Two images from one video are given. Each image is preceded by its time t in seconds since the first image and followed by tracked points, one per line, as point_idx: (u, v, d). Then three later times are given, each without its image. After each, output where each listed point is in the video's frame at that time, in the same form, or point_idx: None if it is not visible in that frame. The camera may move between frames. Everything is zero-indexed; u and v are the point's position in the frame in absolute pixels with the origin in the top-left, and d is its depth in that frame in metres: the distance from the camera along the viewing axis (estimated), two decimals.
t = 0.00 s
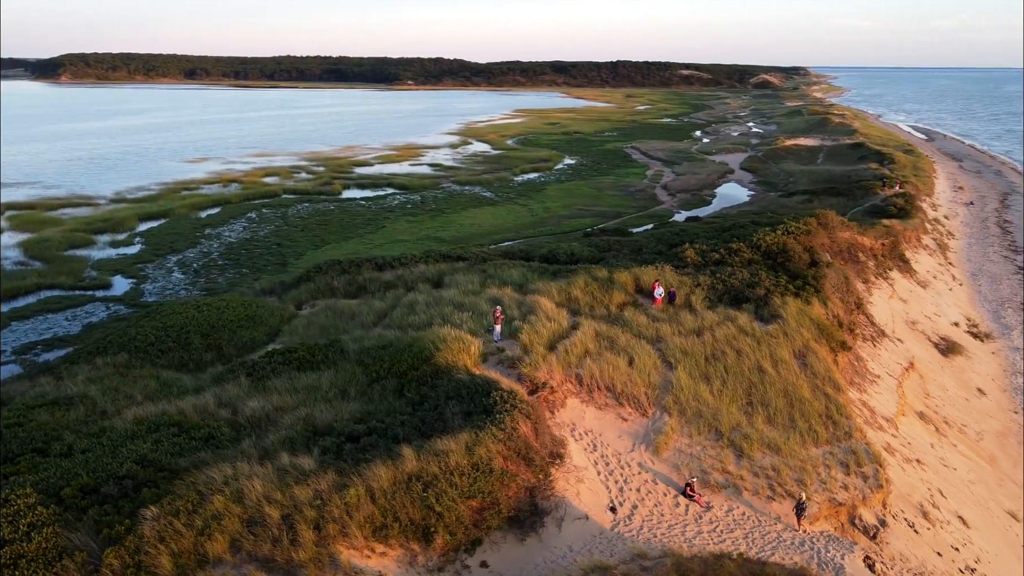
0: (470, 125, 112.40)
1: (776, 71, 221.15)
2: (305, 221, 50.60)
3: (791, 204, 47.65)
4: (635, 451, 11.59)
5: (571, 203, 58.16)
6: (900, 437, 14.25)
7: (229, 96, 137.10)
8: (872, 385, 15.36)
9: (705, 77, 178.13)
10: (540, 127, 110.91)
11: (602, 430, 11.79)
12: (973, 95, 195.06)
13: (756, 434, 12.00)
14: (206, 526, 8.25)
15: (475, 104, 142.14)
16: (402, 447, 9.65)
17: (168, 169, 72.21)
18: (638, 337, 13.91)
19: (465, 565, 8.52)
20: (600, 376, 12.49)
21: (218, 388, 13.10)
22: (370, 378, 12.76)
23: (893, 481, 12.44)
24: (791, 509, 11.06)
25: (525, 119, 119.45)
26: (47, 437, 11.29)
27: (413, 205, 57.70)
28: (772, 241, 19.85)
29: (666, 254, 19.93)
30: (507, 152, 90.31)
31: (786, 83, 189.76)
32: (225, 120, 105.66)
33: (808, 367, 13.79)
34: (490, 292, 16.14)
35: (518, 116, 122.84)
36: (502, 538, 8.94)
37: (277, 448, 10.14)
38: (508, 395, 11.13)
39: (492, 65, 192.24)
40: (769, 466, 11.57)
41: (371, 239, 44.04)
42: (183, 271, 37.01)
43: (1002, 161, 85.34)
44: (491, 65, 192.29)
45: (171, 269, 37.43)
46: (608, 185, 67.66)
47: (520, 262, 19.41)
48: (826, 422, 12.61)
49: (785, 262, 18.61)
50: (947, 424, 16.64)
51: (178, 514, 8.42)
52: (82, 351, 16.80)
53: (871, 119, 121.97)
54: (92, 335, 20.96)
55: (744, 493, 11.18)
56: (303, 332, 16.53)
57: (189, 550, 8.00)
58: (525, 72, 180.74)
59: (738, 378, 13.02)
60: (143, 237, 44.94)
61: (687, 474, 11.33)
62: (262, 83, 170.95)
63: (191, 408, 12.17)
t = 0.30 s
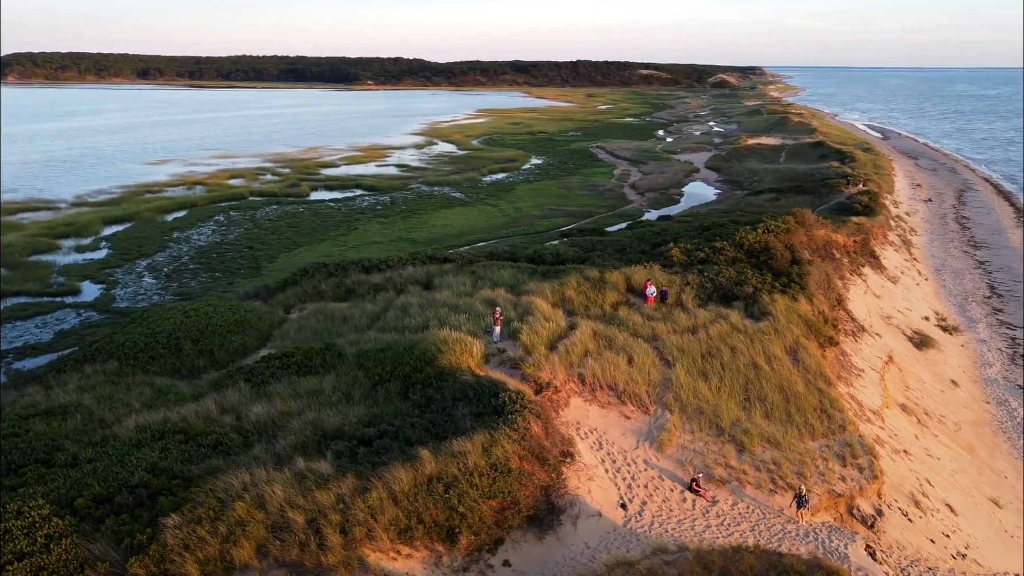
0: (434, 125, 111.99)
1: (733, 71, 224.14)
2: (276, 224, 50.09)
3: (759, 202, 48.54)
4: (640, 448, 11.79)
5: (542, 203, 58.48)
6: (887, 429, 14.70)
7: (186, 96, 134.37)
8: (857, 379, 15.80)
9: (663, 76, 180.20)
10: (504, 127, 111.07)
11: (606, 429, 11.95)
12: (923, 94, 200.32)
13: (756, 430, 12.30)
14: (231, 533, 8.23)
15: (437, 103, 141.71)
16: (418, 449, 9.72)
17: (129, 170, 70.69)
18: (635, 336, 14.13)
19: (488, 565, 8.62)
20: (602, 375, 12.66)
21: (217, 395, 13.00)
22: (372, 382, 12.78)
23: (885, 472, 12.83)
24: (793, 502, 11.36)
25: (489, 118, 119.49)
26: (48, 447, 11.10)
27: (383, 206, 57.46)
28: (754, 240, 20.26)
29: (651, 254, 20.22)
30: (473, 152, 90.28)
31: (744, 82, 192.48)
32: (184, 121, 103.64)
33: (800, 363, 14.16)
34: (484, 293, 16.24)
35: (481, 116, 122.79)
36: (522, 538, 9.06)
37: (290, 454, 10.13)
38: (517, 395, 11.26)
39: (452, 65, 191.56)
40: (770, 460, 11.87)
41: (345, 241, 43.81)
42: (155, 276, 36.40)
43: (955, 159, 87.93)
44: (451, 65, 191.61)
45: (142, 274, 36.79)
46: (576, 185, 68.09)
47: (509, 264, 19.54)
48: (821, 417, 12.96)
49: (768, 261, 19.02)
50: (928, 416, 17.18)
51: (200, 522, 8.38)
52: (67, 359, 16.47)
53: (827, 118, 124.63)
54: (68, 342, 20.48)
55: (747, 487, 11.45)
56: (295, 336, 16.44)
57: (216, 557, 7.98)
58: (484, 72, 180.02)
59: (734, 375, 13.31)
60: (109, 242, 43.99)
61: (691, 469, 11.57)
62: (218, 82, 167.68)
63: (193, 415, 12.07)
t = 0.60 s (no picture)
0: (398, 126, 111.40)
1: (690, 71, 226.66)
2: (245, 226, 49.50)
3: (726, 201, 49.38)
4: (644, 445, 11.99)
5: (511, 203, 58.71)
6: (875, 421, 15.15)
7: (140, 96, 131.33)
8: (843, 372, 16.25)
9: (623, 76, 181.60)
10: (468, 126, 111.02)
11: (610, 426, 12.13)
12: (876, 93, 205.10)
13: (754, 424, 12.60)
14: (257, 538, 8.23)
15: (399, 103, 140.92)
16: (435, 451, 9.80)
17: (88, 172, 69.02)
18: (632, 335, 14.34)
19: (511, 563, 8.74)
20: (603, 374, 12.84)
21: (217, 401, 12.89)
22: (376, 385, 12.80)
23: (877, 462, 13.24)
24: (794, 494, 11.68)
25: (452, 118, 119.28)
26: (51, 458, 10.92)
27: (352, 207, 57.12)
28: (737, 239, 20.67)
29: (636, 254, 20.50)
30: (439, 153, 90.11)
31: (702, 82, 194.86)
32: (141, 122, 101.37)
33: (791, 359, 14.53)
34: (478, 295, 16.33)
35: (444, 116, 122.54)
36: (542, 536, 9.20)
37: (304, 458, 10.12)
38: (525, 395, 11.39)
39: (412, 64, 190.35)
40: (770, 453, 12.18)
41: (318, 243, 43.51)
42: (125, 280, 35.75)
43: (911, 157, 90.37)
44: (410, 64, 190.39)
45: (111, 279, 36.09)
46: (545, 184, 68.42)
47: (498, 265, 19.65)
48: (815, 411, 13.32)
49: (752, 259, 19.43)
50: (909, 408, 17.73)
51: (224, 528, 8.36)
52: (53, 367, 16.13)
53: (786, 117, 126.96)
54: (47, 349, 20.05)
55: (750, 481, 11.73)
56: (288, 340, 16.34)
57: (244, 564, 7.98)
58: (445, 70, 179.25)
59: (730, 371, 13.61)
60: (74, 246, 42.94)
61: (695, 464, 11.82)
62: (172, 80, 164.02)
63: (196, 421, 11.96)
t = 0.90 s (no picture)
0: (361, 126, 110.45)
1: (649, 70, 228.45)
2: (213, 229, 48.75)
3: (695, 199, 50.05)
4: (646, 442, 12.19)
5: (481, 203, 58.76)
6: (861, 413, 15.59)
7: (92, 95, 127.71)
8: (828, 367, 16.69)
9: (582, 76, 182.50)
10: (432, 127, 110.60)
11: (613, 424, 12.31)
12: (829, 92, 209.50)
13: (752, 419, 12.91)
14: (283, 543, 8.23)
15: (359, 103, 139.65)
16: (451, 452, 9.89)
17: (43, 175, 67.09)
18: (627, 333, 14.55)
19: (533, 560, 8.87)
20: (604, 373, 13.03)
21: (217, 407, 12.79)
22: (378, 388, 12.82)
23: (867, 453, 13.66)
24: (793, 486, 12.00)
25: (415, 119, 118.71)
26: (54, 468, 10.75)
27: (321, 208, 56.59)
28: (718, 238, 21.06)
29: (620, 253, 20.75)
30: (405, 153, 89.65)
31: (660, 81, 196.85)
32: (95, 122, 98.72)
33: (782, 354, 14.91)
34: (471, 296, 16.41)
35: (406, 116, 121.89)
36: (560, 533, 9.34)
37: (318, 462, 10.11)
38: (532, 396, 11.53)
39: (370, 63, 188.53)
40: (769, 447, 12.49)
41: (290, 246, 43.05)
42: (93, 286, 34.99)
43: (868, 155, 92.53)
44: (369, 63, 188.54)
45: (78, 284, 35.28)
46: (513, 185, 68.53)
47: (486, 266, 19.75)
48: (807, 405, 13.69)
49: (734, 257, 19.81)
50: (889, 400, 18.27)
51: (248, 534, 8.34)
52: (37, 376, 15.78)
53: (745, 117, 128.91)
54: (24, 358, 19.57)
55: (750, 474, 12.02)
56: (279, 344, 16.22)
57: (271, 570, 7.99)
58: (404, 70, 178.18)
59: (725, 368, 13.91)
60: (36, 251, 41.78)
61: (697, 460, 12.07)
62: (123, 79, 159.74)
63: (200, 427, 11.87)
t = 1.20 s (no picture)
0: (323, 127, 109.43)
1: (608, 70, 230.09)
2: (180, 232, 47.95)
3: (664, 198, 50.70)
4: (649, 439, 12.40)
5: (450, 204, 58.75)
6: (848, 406, 16.05)
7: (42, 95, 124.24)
8: (814, 362, 17.12)
9: (542, 76, 183.23)
10: (395, 127, 110.12)
11: (615, 422, 12.50)
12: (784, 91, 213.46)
13: (749, 414, 13.23)
14: (310, 548, 8.25)
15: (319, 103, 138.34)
16: (466, 452, 9.99)
17: None
18: (622, 332, 14.78)
19: (554, 558, 9.03)
20: (604, 371, 13.23)
21: (219, 413, 12.69)
22: (382, 391, 12.85)
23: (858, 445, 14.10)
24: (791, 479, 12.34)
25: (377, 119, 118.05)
26: (59, 479, 10.60)
27: (289, 210, 56.03)
28: (700, 237, 21.45)
29: (605, 253, 21.00)
30: (369, 154, 89.08)
31: (619, 81, 198.60)
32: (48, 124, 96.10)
33: (772, 349, 15.31)
34: (465, 298, 16.49)
35: (368, 116, 121.14)
36: (578, 531, 9.51)
37: (333, 466, 10.12)
38: (539, 395, 11.68)
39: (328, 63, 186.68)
40: (766, 441, 12.81)
41: (261, 249, 42.59)
42: (61, 292, 34.21)
43: (826, 154, 94.58)
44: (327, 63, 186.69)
45: (45, 291, 34.44)
46: (480, 185, 68.59)
47: (474, 268, 19.84)
48: (799, 400, 14.07)
49: (717, 255, 20.20)
50: (870, 392, 18.81)
51: (274, 540, 8.33)
52: (23, 386, 15.45)
53: (704, 116, 130.70)
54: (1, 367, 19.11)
55: (751, 467, 12.32)
56: (272, 348, 16.12)
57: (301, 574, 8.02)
58: (363, 70, 176.73)
59: (720, 365, 14.23)
60: None
61: (699, 455, 12.33)
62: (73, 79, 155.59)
63: (204, 434, 11.78)
